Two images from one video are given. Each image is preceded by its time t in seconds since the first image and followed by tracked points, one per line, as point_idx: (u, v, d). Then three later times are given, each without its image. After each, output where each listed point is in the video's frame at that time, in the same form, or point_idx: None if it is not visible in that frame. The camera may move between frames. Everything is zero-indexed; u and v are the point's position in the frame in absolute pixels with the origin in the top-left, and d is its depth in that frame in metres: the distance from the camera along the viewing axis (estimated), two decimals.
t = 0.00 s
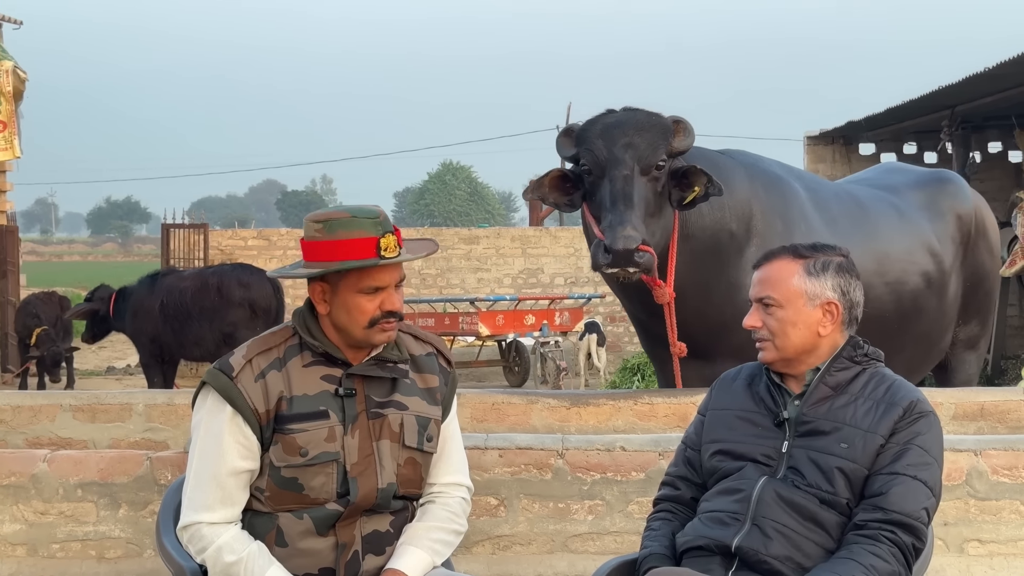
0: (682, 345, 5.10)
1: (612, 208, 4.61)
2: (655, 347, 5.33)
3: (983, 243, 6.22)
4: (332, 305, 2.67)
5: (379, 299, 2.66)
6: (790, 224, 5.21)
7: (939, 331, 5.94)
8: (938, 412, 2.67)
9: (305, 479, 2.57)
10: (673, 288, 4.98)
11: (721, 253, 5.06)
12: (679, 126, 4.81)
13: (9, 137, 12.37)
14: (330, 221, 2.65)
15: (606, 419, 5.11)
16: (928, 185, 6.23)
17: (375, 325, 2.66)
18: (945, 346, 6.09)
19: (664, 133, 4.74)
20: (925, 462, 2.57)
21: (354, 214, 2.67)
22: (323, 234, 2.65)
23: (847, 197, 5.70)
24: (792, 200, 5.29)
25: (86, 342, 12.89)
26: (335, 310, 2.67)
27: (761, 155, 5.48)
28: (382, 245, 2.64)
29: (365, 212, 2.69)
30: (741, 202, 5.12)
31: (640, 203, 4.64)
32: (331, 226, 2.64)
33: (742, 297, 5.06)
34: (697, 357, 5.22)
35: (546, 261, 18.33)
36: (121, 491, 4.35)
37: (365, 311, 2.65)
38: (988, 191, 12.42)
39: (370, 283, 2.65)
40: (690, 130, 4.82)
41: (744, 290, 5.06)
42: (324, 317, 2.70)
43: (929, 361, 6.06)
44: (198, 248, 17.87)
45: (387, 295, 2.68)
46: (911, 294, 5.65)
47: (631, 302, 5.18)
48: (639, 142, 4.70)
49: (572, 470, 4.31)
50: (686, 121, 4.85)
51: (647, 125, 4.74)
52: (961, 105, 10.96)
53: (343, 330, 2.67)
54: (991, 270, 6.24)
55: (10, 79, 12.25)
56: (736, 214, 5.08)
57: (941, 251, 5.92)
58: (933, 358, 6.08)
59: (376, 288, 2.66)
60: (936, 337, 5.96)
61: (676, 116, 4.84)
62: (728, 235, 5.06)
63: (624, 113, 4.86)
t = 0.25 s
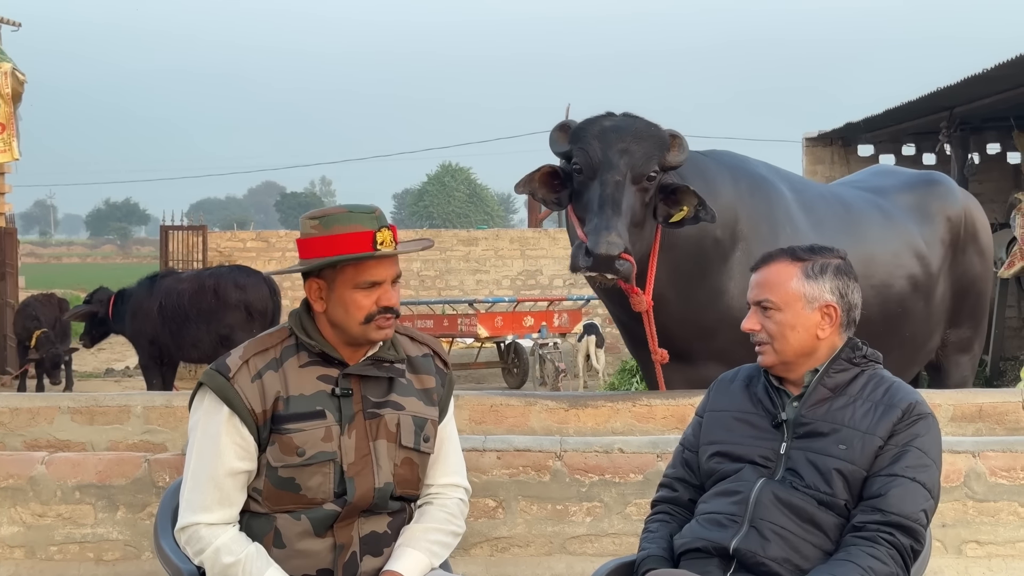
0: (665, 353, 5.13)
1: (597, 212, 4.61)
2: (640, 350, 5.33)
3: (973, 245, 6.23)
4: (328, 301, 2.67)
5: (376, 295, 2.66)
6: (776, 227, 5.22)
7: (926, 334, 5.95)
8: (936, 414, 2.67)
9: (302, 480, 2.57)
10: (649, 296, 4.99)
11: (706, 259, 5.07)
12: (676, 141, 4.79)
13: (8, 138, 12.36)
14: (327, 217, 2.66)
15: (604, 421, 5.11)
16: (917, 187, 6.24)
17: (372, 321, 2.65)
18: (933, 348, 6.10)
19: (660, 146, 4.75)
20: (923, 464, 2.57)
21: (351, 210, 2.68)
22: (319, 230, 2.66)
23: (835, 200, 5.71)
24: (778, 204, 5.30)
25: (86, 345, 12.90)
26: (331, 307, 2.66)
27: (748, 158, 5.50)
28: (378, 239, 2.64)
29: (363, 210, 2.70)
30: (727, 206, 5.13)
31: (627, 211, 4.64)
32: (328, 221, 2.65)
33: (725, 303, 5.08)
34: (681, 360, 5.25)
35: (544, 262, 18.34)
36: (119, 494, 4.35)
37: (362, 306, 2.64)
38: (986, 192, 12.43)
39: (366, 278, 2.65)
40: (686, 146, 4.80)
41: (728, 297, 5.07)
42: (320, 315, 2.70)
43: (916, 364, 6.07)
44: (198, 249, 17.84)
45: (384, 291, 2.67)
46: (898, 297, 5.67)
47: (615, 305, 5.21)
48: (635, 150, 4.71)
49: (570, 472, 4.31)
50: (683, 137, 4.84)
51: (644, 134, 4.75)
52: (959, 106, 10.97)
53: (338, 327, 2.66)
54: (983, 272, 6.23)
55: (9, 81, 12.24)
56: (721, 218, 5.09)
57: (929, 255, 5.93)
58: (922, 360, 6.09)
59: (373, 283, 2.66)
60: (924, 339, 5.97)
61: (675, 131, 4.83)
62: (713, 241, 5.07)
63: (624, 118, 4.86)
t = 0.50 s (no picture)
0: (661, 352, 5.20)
1: (583, 226, 4.62)
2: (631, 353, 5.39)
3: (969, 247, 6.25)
4: (324, 301, 2.67)
5: (372, 293, 2.66)
6: (764, 229, 5.30)
7: (917, 336, 5.98)
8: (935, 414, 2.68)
9: (301, 481, 2.57)
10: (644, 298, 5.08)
11: (692, 260, 5.17)
12: (652, 137, 4.89)
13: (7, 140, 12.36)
14: (320, 216, 2.65)
15: (602, 423, 5.11)
16: (910, 190, 6.28)
17: (368, 319, 2.65)
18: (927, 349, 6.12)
19: (637, 147, 4.79)
20: (922, 465, 2.57)
21: (344, 209, 2.68)
22: (313, 230, 2.65)
23: (824, 202, 5.78)
24: (766, 206, 5.38)
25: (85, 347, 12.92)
26: (327, 307, 2.65)
27: (736, 161, 5.58)
28: (372, 236, 2.64)
29: (356, 207, 2.70)
30: (711, 208, 5.23)
31: (612, 221, 4.66)
32: (321, 220, 2.64)
33: (711, 303, 5.16)
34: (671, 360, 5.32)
35: (543, 264, 18.33)
36: (118, 495, 4.35)
37: (358, 304, 2.64)
38: (985, 194, 12.44)
39: (361, 276, 2.65)
40: (662, 142, 4.90)
41: (715, 297, 5.16)
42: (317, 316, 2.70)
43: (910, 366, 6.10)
44: (197, 252, 17.84)
45: (379, 288, 2.67)
46: (887, 300, 5.71)
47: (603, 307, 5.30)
48: (612, 158, 4.73)
49: (569, 474, 4.31)
50: (658, 132, 4.91)
51: (620, 139, 4.78)
52: (958, 108, 10.97)
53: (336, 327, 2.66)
54: (982, 274, 6.21)
55: (9, 83, 12.24)
56: (705, 220, 5.19)
57: (922, 257, 5.96)
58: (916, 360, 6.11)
59: (369, 281, 2.66)
60: (916, 341, 6.00)
61: (648, 128, 4.91)
62: (697, 242, 5.17)
63: (596, 124, 4.88)
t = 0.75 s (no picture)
0: (659, 357, 5.22)
1: (582, 239, 4.63)
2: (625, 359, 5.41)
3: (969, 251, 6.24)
4: (332, 309, 2.65)
5: (380, 304, 2.65)
6: (755, 233, 5.32)
7: (913, 340, 5.98)
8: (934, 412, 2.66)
9: (302, 483, 2.56)
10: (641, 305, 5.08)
11: (683, 262, 5.19)
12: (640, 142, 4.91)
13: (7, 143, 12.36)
14: (332, 227, 2.62)
15: (603, 424, 5.12)
16: (910, 194, 6.28)
17: (375, 330, 2.65)
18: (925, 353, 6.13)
19: (628, 154, 4.80)
20: (921, 464, 2.56)
21: (355, 219, 2.65)
22: (325, 240, 2.62)
23: (819, 206, 5.79)
24: (758, 209, 5.41)
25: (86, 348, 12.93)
26: (335, 316, 2.64)
27: (730, 164, 5.61)
28: (385, 250, 2.62)
29: (366, 217, 2.67)
30: (703, 212, 5.26)
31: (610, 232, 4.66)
32: (334, 231, 2.61)
33: (702, 306, 5.19)
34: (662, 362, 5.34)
35: (543, 267, 18.33)
36: (119, 496, 4.37)
37: (367, 316, 2.63)
38: (985, 196, 12.44)
39: (372, 288, 2.63)
40: (650, 146, 4.92)
41: (705, 299, 5.19)
42: (324, 322, 2.68)
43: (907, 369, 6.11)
44: (197, 254, 17.84)
45: (388, 300, 2.66)
46: (882, 304, 5.72)
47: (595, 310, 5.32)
48: (604, 168, 4.74)
49: (570, 475, 4.32)
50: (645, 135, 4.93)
51: (609, 148, 4.79)
52: (958, 110, 10.97)
53: (342, 334, 2.66)
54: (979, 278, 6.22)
55: (9, 85, 12.24)
56: (696, 223, 5.22)
57: (920, 260, 5.96)
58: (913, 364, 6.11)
59: (378, 293, 2.65)
60: (911, 344, 6.00)
61: (636, 132, 4.92)
62: (689, 244, 5.19)
63: (584, 133, 4.89)
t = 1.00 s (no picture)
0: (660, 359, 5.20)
1: (587, 239, 4.62)
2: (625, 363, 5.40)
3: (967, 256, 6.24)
4: (333, 314, 2.64)
5: (382, 311, 2.64)
6: (751, 235, 5.33)
7: (911, 343, 5.99)
8: (923, 410, 2.65)
9: (303, 487, 2.56)
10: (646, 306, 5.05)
11: (682, 264, 5.20)
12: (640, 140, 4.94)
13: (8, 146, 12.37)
14: (336, 231, 2.61)
15: (603, 427, 5.12)
16: (908, 198, 6.28)
17: (377, 335, 2.64)
18: (922, 357, 6.13)
19: (629, 154, 4.82)
20: (912, 464, 2.54)
21: (359, 224, 2.64)
22: (328, 244, 2.61)
23: (817, 209, 5.81)
24: (754, 212, 5.41)
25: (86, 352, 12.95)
26: (336, 320, 2.64)
27: (727, 167, 5.62)
28: (388, 257, 2.61)
29: (370, 222, 2.66)
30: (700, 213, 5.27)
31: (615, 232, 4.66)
32: (337, 235, 2.61)
33: (701, 308, 5.20)
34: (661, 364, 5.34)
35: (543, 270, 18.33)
36: (119, 499, 4.38)
37: (369, 322, 2.62)
38: (985, 200, 12.45)
39: (374, 295, 2.63)
40: (650, 144, 4.95)
41: (705, 301, 5.19)
42: (325, 326, 2.68)
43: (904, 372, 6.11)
44: (197, 257, 17.84)
45: (390, 306, 2.66)
46: (879, 307, 5.72)
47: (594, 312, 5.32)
48: (607, 168, 4.74)
49: (570, 478, 4.32)
50: (645, 133, 4.96)
51: (611, 148, 4.80)
52: (958, 113, 10.97)
53: (343, 339, 2.65)
54: (978, 283, 6.22)
55: (9, 89, 12.26)
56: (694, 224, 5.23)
57: (917, 264, 5.95)
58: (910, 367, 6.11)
59: (381, 299, 2.64)
60: (908, 348, 6.00)
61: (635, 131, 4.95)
62: (687, 246, 5.20)
63: (585, 133, 4.91)
